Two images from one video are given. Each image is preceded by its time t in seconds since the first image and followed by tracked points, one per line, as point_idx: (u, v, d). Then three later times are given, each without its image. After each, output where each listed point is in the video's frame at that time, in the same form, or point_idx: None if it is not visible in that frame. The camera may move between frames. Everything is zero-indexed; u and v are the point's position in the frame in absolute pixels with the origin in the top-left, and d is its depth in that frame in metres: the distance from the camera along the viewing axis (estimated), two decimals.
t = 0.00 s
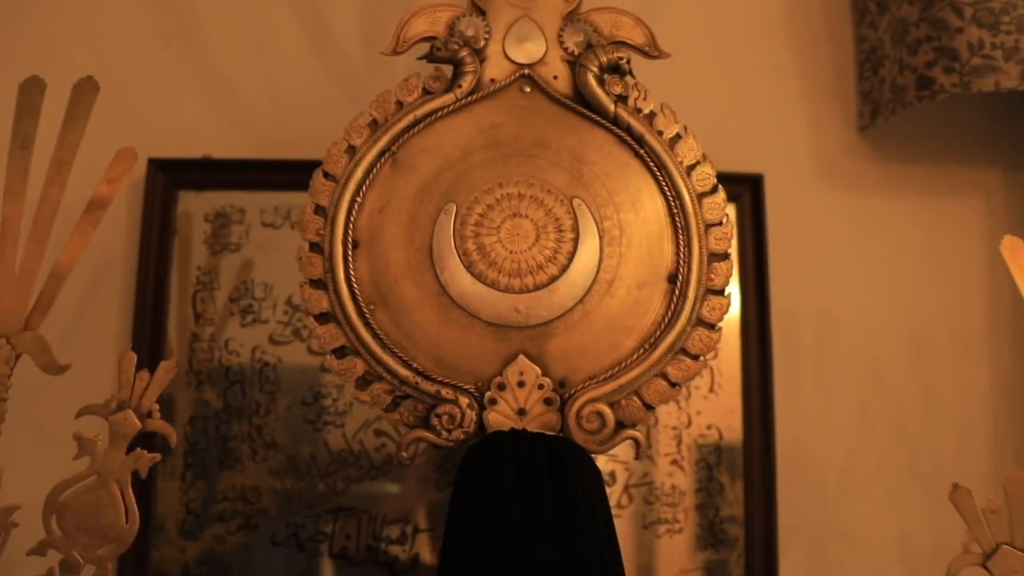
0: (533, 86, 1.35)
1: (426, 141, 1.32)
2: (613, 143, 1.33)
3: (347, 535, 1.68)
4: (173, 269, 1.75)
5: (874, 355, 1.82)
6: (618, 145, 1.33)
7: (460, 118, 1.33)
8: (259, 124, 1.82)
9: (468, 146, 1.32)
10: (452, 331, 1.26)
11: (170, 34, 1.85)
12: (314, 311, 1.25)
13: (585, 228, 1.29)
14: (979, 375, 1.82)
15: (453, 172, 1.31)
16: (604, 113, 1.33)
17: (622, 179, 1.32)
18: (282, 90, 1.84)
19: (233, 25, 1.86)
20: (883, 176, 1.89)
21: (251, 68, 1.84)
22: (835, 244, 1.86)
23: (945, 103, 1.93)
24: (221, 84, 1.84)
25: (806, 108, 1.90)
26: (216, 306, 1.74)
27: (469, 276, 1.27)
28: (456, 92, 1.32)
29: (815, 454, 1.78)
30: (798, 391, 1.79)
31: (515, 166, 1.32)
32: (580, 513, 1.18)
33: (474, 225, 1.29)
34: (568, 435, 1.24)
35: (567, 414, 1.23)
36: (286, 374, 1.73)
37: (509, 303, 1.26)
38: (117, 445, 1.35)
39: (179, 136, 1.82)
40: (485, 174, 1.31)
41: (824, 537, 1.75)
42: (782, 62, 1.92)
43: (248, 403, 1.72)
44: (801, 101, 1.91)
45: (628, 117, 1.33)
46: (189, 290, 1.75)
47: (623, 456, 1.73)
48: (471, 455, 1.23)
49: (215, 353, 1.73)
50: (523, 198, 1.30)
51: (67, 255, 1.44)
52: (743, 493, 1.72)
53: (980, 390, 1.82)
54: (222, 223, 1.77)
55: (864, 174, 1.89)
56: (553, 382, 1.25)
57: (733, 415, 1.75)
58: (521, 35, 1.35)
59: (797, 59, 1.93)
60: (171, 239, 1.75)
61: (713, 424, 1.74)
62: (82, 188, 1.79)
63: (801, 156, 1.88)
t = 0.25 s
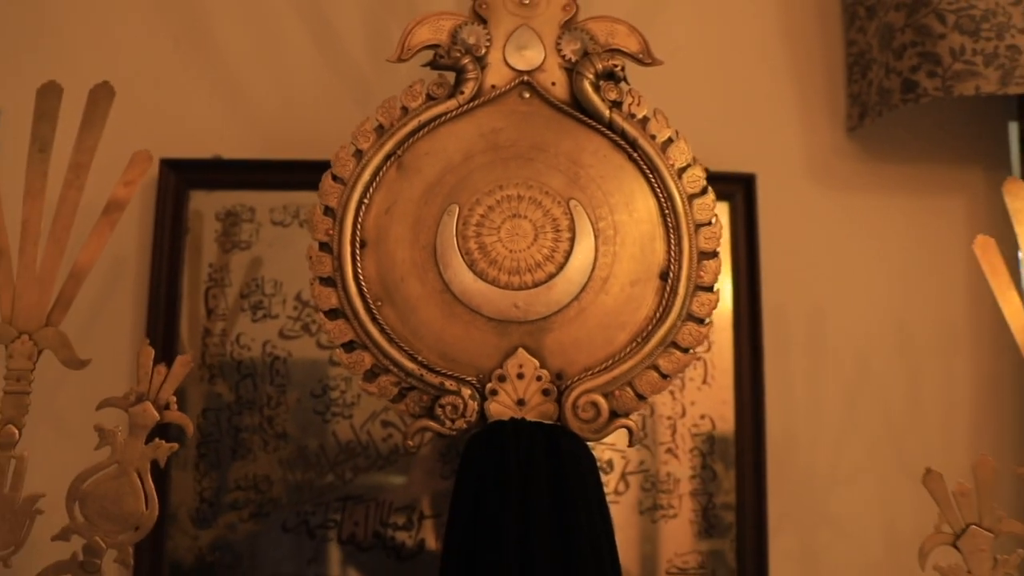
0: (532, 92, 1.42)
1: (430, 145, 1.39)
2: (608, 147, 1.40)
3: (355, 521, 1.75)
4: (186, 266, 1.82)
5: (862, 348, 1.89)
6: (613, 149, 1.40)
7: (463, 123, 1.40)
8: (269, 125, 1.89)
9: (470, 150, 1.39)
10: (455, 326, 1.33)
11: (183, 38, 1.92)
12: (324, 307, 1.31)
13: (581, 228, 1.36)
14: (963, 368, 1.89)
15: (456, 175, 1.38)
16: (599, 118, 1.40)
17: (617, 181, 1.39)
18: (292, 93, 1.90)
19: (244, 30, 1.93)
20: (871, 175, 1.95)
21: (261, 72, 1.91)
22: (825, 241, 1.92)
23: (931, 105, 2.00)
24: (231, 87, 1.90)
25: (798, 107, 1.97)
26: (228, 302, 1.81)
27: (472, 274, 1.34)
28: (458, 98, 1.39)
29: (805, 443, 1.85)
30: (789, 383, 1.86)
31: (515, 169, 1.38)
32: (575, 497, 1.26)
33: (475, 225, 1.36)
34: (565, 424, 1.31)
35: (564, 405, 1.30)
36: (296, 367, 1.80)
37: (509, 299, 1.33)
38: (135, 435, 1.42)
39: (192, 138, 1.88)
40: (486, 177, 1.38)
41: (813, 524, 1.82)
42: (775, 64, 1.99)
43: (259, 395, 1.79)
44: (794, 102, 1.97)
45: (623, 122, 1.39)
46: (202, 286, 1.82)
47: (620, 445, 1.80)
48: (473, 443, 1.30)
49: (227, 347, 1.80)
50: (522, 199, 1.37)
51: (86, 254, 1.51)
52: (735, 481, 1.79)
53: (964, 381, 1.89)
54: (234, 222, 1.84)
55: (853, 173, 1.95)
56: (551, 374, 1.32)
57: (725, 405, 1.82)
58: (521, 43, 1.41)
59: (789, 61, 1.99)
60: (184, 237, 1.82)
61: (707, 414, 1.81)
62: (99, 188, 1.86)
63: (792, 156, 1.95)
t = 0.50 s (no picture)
0: (531, 99, 1.49)
1: (433, 150, 1.46)
2: (603, 152, 1.47)
3: (363, 509, 1.83)
4: (200, 264, 1.89)
5: (851, 342, 1.96)
6: (608, 154, 1.47)
7: (465, 129, 1.47)
8: (279, 128, 1.96)
9: (472, 155, 1.46)
10: (457, 323, 1.41)
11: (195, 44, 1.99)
12: (333, 305, 1.39)
13: (577, 229, 1.43)
14: (949, 361, 1.96)
15: (458, 179, 1.45)
16: (595, 124, 1.46)
17: (611, 184, 1.46)
18: (301, 97, 1.97)
19: (254, 36, 1.99)
20: (861, 174, 2.02)
21: (271, 77, 1.98)
22: (815, 239, 1.99)
23: (919, 106, 2.06)
24: (243, 91, 1.97)
25: (791, 108, 2.03)
26: (240, 298, 1.89)
27: (473, 273, 1.41)
28: (460, 105, 1.46)
29: (795, 434, 1.92)
30: (781, 376, 1.93)
31: (514, 173, 1.45)
32: (571, 484, 1.33)
33: (477, 227, 1.43)
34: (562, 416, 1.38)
35: (561, 397, 1.38)
36: (305, 361, 1.88)
37: (509, 297, 1.41)
38: (153, 426, 1.50)
39: (205, 140, 1.95)
40: (487, 180, 1.45)
41: (804, 512, 1.89)
42: (769, 66, 2.05)
43: (271, 388, 1.86)
44: (787, 103, 2.04)
45: (617, 128, 1.46)
46: (215, 283, 1.89)
47: (617, 436, 1.87)
48: (475, 433, 1.37)
49: (240, 342, 1.88)
50: (521, 202, 1.44)
51: (105, 254, 1.58)
52: (728, 471, 1.86)
53: (949, 375, 1.96)
54: (245, 221, 1.91)
55: (844, 172, 2.02)
56: (548, 367, 1.39)
57: (719, 397, 1.89)
58: (520, 52, 1.48)
59: (782, 63, 2.05)
60: (198, 236, 1.90)
61: (701, 406, 1.88)
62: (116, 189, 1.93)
63: (784, 156, 2.01)
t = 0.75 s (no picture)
0: (531, 106, 1.56)
1: (438, 155, 1.53)
2: (599, 157, 1.54)
3: (370, 498, 1.91)
4: (213, 262, 1.96)
5: (840, 337, 2.03)
6: (604, 159, 1.54)
7: (467, 135, 1.54)
8: (289, 132, 2.03)
9: (474, 160, 1.53)
10: (461, 320, 1.48)
11: (208, 50, 2.06)
12: (343, 303, 1.46)
13: (574, 230, 1.51)
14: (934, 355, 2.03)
15: (461, 183, 1.52)
16: (592, 131, 1.54)
17: (607, 188, 1.53)
18: (310, 101, 2.05)
19: (264, 42, 2.07)
20: (851, 174, 2.09)
21: (281, 82, 2.05)
22: (806, 237, 2.06)
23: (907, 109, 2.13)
24: (253, 95, 2.05)
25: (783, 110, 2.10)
26: (251, 295, 1.96)
27: (476, 273, 1.49)
28: (463, 112, 1.53)
29: (786, 426, 1.99)
30: (772, 370, 2.01)
31: (514, 177, 1.53)
32: (568, 473, 1.41)
33: (479, 229, 1.50)
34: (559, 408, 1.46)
35: (559, 390, 1.45)
36: (315, 356, 1.95)
37: (510, 295, 1.48)
38: (172, 419, 1.57)
39: (217, 143, 2.03)
40: (488, 184, 1.52)
41: (794, 500, 1.97)
42: (762, 70, 2.12)
43: (282, 382, 1.94)
44: (780, 106, 2.11)
45: (613, 134, 1.53)
46: (228, 281, 1.97)
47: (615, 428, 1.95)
48: (477, 424, 1.45)
49: (252, 338, 1.95)
50: (521, 205, 1.52)
51: (125, 254, 1.65)
52: (722, 462, 1.94)
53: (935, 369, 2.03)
54: (256, 222, 1.98)
55: (834, 173, 2.09)
56: (547, 362, 1.47)
57: (713, 391, 1.96)
58: (521, 61, 1.55)
59: (775, 68, 2.12)
60: (211, 236, 1.97)
61: (696, 399, 1.96)
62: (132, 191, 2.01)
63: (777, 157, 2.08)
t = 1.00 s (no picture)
0: (531, 114, 1.64)
1: (443, 161, 1.61)
2: (596, 162, 1.62)
3: (378, 486, 1.99)
4: (226, 261, 2.05)
5: (828, 331, 2.11)
6: (601, 164, 1.62)
7: (471, 142, 1.62)
8: (298, 135, 2.11)
9: (477, 165, 1.61)
10: (465, 318, 1.56)
11: (219, 55, 2.13)
12: (353, 302, 1.55)
13: (573, 233, 1.59)
14: (918, 348, 2.12)
15: (465, 187, 1.60)
16: (589, 137, 1.62)
17: (604, 191, 1.61)
18: (318, 105, 2.12)
19: (273, 48, 2.14)
20: (839, 174, 2.17)
21: (290, 86, 2.13)
22: (796, 235, 2.14)
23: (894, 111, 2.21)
24: (263, 99, 2.12)
25: (774, 112, 2.18)
26: (262, 292, 2.04)
27: (480, 273, 1.57)
28: (467, 120, 1.61)
29: (776, 417, 2.08)
30: (763, 363, 2.09)
31: (516, 182, 1.61)
32: (567, 463, 1.49)
33: (482, 231, 1.58)
34: (559, 401, 1.54)
35: (559, 384, 1.54)
36: (324, 350, 2.04)
37: (511, 295, 1.56)
38: (190, 411, 1.66)
39: (229, 146, 2.10)
40: (491, 189, 1.60)
41: (783, 488, 2.05)
42: (754, 73, 2.20)
43: (292, 375, 2.03)
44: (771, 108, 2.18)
45: (609, 140, 1.61)
46: (240, 278, 2.05)
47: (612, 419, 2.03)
48: (481, 417, 1.53)
49: (263, 333, 2.04)
50: (522, 208, 1.60)
51: (144, 254, 1.73)
52: (714, 451, 2.02)
53: (919, 362, 2.11)
54: (267, 221, 2.06)
55: (823, 173, 2.17)
56: (547, 358, 1.55)
57: (705, 383, 2.05)
58: (521, 70, 1.63)
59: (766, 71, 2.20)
60: (224, 236, 2.05)
61: (689, 391, 2.04)
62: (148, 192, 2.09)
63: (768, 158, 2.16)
